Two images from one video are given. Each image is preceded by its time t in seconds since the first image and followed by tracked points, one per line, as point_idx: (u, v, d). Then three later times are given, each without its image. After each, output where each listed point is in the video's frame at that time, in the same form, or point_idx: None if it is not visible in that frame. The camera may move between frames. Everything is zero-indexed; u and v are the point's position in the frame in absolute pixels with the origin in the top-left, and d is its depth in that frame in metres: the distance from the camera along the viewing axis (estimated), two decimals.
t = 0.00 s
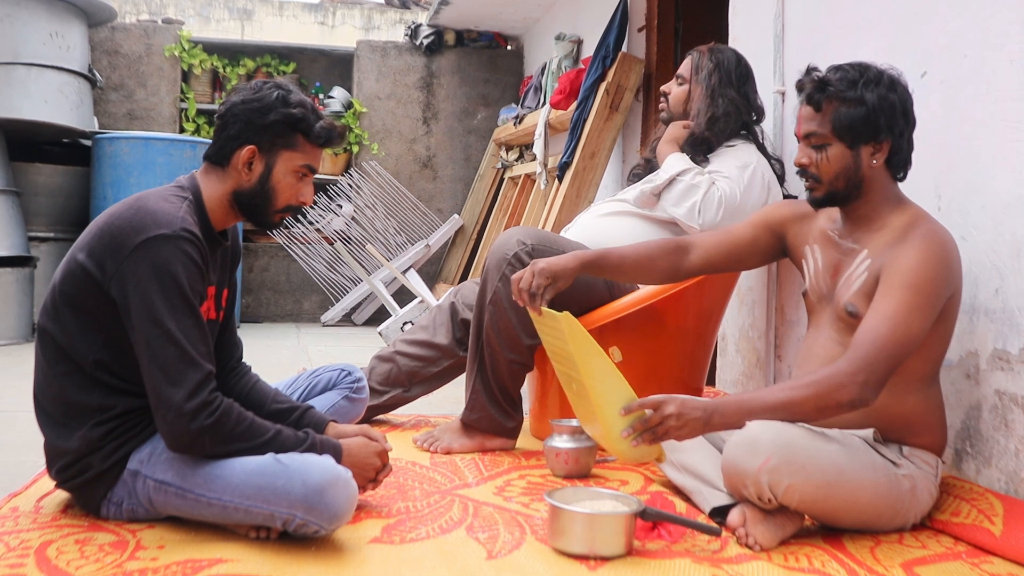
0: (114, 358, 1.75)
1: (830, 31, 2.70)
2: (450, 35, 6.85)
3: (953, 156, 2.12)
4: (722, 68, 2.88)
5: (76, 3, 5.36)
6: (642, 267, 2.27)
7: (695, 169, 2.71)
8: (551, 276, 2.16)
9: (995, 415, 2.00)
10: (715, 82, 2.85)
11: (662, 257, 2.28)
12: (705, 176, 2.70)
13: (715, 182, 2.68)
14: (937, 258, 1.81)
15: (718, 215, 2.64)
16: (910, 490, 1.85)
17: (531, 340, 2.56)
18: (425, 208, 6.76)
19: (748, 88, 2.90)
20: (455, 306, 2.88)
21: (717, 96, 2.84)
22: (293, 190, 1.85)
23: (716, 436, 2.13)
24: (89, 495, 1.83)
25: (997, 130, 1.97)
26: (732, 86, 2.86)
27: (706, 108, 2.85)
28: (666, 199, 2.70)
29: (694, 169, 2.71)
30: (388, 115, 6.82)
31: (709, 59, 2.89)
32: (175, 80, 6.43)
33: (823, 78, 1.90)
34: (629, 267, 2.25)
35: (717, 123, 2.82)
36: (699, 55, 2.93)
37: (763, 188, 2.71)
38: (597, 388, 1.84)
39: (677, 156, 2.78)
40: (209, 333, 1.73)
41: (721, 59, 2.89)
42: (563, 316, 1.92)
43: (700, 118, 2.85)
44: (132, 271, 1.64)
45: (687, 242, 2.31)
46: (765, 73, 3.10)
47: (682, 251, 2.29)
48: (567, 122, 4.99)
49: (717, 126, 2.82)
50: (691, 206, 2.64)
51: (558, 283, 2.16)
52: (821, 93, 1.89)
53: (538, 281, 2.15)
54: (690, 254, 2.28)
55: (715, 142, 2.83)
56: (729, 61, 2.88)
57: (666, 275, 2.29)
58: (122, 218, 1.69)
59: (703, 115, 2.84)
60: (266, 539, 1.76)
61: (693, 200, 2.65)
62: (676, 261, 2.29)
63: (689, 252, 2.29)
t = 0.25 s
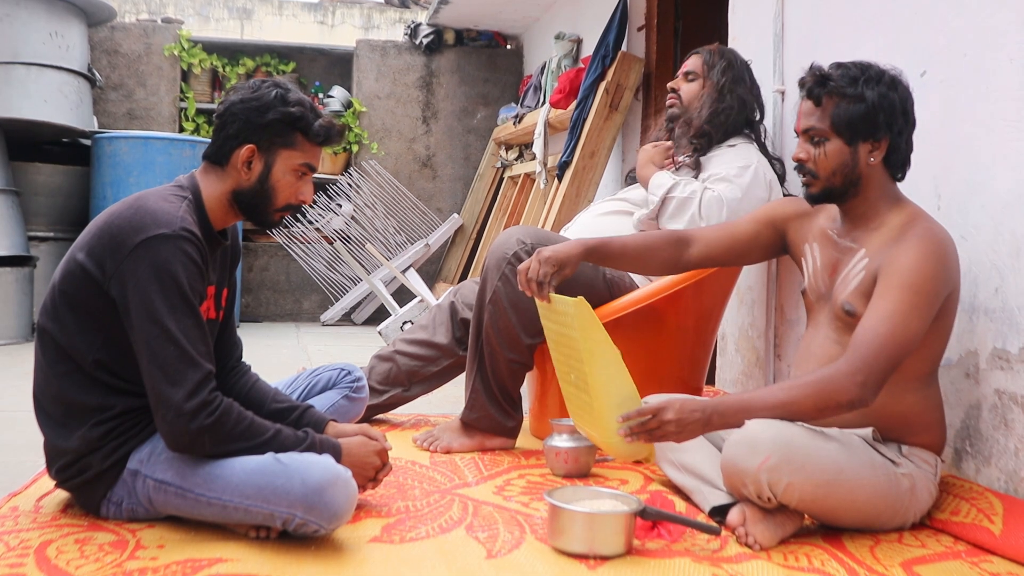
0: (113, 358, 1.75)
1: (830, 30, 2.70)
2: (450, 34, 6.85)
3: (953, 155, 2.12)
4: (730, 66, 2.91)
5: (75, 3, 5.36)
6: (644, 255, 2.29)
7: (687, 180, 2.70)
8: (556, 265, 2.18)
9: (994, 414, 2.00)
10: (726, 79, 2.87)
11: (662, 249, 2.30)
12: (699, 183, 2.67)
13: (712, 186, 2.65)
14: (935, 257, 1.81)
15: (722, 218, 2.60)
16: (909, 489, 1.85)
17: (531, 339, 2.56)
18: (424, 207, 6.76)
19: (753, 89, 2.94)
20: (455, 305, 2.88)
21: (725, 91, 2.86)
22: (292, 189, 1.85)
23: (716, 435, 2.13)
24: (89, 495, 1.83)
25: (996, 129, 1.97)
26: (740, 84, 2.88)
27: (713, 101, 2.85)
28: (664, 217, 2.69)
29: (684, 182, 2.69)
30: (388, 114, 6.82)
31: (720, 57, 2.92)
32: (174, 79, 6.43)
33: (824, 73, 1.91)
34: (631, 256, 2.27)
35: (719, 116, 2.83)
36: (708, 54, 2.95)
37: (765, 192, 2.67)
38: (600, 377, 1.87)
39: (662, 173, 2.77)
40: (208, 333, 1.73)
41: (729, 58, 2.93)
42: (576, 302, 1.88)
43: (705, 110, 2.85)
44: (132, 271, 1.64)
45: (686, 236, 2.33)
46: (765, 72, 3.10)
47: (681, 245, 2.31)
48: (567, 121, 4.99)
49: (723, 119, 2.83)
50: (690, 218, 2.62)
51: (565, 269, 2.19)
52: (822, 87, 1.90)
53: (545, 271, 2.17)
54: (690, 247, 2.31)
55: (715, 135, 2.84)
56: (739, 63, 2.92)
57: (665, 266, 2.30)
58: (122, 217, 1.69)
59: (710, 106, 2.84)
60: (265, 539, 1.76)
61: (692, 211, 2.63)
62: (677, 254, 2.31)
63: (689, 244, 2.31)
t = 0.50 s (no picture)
0: (113, 358, 1.74)
1: (830, 29, 2.69)
2: (449, 33, 6.84)
3: (952, 154, 2.12)
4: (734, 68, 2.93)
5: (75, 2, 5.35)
6: (644, 252, 2.29)
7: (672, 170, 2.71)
8: (554, 259, 2.20)
9: (994, 413, 2.00)
10: (732, 78, 2.88)
11: (661, 246, 2.30)
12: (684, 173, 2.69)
13: (695, 176, 2.67)
14: (935, 256, 1.81)
15: (701, 206, 2.61)
16: (908, 487, 1.85)
17: (530, 339, 2.56)
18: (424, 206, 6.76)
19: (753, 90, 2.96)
20: (454, 304, 2.88)
21: (732, 90, 2.87)
22: (292, 187, 1.85)
23: (714, 431, 2.13)
24: (88, 494, 1.83)
25: (996, 128, 1.97)
26: (744, 83, 2.90)
27: (721, 99, 2.85)
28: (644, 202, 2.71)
29: (668, 171, 2.71)
30: (387, 114, 6.82)
31: (724, 57, 2.93)
32: (174, 78, 6.42)
33: (829, 67, 1.93)
34: (630, 253, 2.28)
35: (728, 114, 2.84)
36: (709, 54, 2.95)
37: (751, 186, 2.67)
38: (582, 375, 1.96)
39: (648, 161, 2.80)
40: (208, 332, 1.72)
41: (732, 59, 2.94)
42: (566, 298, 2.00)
43: (712, 109, 2.85)
44: (131, 271, 1.64)
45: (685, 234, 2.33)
46: (765, 71, 3.10)
47: (680, 243, 2.31)
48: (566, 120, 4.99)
49: (729, 118, 2.84)
50: (669, 205, 2.65)
51: (562, 263, 2.20)
52: (825, 81, 1.93)
53: (543, 264, 2.19)
54: (689, 245, 2.31)
55: (723, 132, 2.84)
56: (741, 63, 2.95)
57: (664, 263, 2.31)
58: (121, 217, 1.69)
59: (717, 104, 2.84)
60: (265, 538, 1.76)
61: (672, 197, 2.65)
62: (676, 252, 2.31)
63: (688, 242, 2.31)
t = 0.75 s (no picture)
0: (113, 357, 1.74)
1: (830, 29, 2.69)
2: (449, 33, 6.84)
3: (952, 154, 2.12)
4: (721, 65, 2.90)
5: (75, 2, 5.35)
6: (641, 252, 2.31)
7: (670, 147, 2.75)
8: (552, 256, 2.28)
9: (994, 413, 2.00)
10: (720, 77, 2.86)
11: (659, 245, 2.32)
12: (678, 154, 2.72)
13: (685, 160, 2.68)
14: (938, 254, 1.80)
15: (677, 187, 2.63)
16: (908, 487, 1.85)
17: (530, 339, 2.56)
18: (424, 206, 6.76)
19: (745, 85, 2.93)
20: (454, 304, 2.88)
21: (722, 91, 2.85)
22: (292, 186, 1.85)
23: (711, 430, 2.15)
24: (89, 494, 1.83)
25: (996, 128, 1.97)
26: (734, 80, 2.87)
27: (712, 102, 2.83)
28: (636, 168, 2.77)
29: (669, 146, 2.75)
30: (387, 113, 6.82)
31: (710, 56, 2.90)
32: (174, 78, 6.42)
33: (833, 62, 1.93)
34: (626, 252, 2.31)
35: (722, 115, 2.82)
36: (694, 54, 2.93)
37: (735, 179, 2.67)
38: (564, 370, 2.13)
39: (656, 130, 2.86)
40: (208, 332, 1.72)
41: (720, 56, 2.91)
42: (555, 292, 2.16)
43: (703, 113, 2.84)
44: (131, 270, 1.64)
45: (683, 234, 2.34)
46: (765, 70, 3.10)
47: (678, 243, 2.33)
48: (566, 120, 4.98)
49: (723, 120, 2.82)
50: (653, 177, 2.67)
51: (558, 259, 2.28)
52: (828, 76, 1.92)
53: (538, 260, 2.27)
54: (685, 245, 2.32)
55: (719, 132, 2.83)
56: (728, 59, 2.91)
57: (661, 263, 2.32)
58: (121, 216, 1.69)
59: (707, 108, 2.83)
60: (265, 537, 1.76)
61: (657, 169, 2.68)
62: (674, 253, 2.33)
63: (684, 243, 2.32)
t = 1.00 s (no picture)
0: (113, 357, 1.74)
1: (830, 30, 2.69)
2: (450, 33, 6.84)
3: (952, 154, 2.12)
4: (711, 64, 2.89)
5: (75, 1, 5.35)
6: (641, 251, 2.36)
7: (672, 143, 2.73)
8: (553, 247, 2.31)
9: (994, 414, 2.00)
10: (710, 77, 2.86)
11: (659, 244, 2.36)
12: (680, 152, 2.71)
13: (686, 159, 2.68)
14: (941, 256, 1.80)
15: (676, 186, 2.63)
16: (908, 487, 1.85)
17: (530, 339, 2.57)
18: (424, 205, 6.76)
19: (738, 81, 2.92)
20: (454, 304, 2.88)
21: (713, 90, 2.85)
22: (292, 185, 1.85)
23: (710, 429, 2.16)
24: (88, 493, 1.83)
25: (996, 128, 1.97)
26: (726, 78, 2.87)
27: (705, 103, 2.84)
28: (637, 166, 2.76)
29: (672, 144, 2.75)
30: (387, 113, 6.82)
31: (699, 57, 2.91)
32: (174, 77, 6.42)
33: (818, 66, 1.96)
34: (626, 249, 2.36)
35: (716, 116, 2.82)
36: (684, 57, 2.93)
37: (736, 178, 2.67)
38: (566, 357, 2.11)
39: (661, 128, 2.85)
40: (208, 331, 1.72)
41: (709, 56, 2.91)
42: (561, 277, 2.15)
43: (697, 115, 2.85)
44: (132, 270, 1.64)
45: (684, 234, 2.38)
46: (765, 71, 3.10)
47: (678, 242, 2.36)
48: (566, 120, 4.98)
49: (719, 120, 2.82)
50: (653, 175, 2.67)
51: (559, 252, 2.32)
52: (814, 81, 1.95)
53: (538, 250, 2.28)
54: (685, 244, 2.36)
55: (716, 134, 2.83)
56: (718, 58, 2.90)
57: (661, 263, 2.37)
58: (122, 216, 1.69)
59: (700, 111, 2.84)
60: (265, 537, 1.76)
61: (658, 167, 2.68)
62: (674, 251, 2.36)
63: (684, 242, 2.35)
